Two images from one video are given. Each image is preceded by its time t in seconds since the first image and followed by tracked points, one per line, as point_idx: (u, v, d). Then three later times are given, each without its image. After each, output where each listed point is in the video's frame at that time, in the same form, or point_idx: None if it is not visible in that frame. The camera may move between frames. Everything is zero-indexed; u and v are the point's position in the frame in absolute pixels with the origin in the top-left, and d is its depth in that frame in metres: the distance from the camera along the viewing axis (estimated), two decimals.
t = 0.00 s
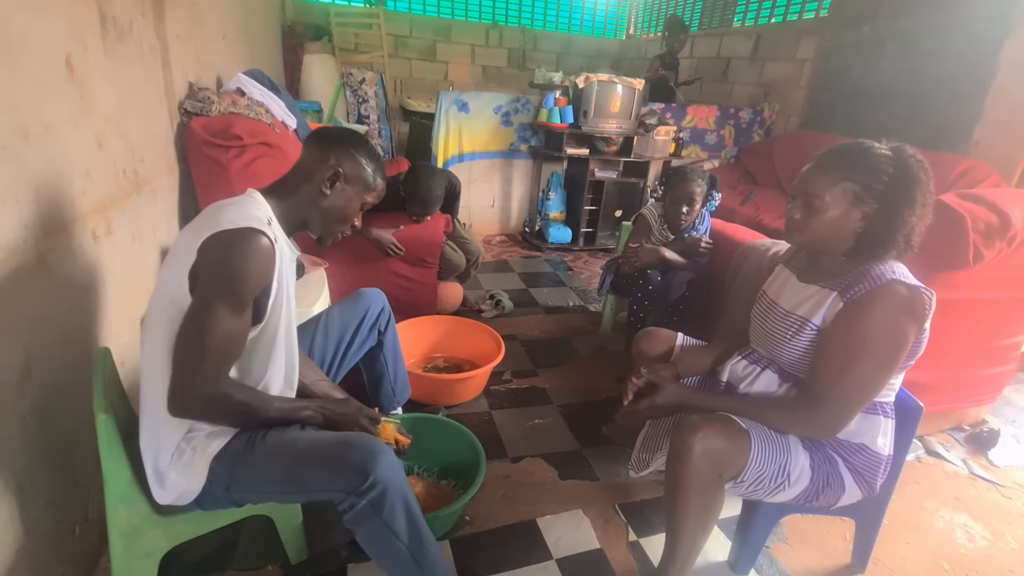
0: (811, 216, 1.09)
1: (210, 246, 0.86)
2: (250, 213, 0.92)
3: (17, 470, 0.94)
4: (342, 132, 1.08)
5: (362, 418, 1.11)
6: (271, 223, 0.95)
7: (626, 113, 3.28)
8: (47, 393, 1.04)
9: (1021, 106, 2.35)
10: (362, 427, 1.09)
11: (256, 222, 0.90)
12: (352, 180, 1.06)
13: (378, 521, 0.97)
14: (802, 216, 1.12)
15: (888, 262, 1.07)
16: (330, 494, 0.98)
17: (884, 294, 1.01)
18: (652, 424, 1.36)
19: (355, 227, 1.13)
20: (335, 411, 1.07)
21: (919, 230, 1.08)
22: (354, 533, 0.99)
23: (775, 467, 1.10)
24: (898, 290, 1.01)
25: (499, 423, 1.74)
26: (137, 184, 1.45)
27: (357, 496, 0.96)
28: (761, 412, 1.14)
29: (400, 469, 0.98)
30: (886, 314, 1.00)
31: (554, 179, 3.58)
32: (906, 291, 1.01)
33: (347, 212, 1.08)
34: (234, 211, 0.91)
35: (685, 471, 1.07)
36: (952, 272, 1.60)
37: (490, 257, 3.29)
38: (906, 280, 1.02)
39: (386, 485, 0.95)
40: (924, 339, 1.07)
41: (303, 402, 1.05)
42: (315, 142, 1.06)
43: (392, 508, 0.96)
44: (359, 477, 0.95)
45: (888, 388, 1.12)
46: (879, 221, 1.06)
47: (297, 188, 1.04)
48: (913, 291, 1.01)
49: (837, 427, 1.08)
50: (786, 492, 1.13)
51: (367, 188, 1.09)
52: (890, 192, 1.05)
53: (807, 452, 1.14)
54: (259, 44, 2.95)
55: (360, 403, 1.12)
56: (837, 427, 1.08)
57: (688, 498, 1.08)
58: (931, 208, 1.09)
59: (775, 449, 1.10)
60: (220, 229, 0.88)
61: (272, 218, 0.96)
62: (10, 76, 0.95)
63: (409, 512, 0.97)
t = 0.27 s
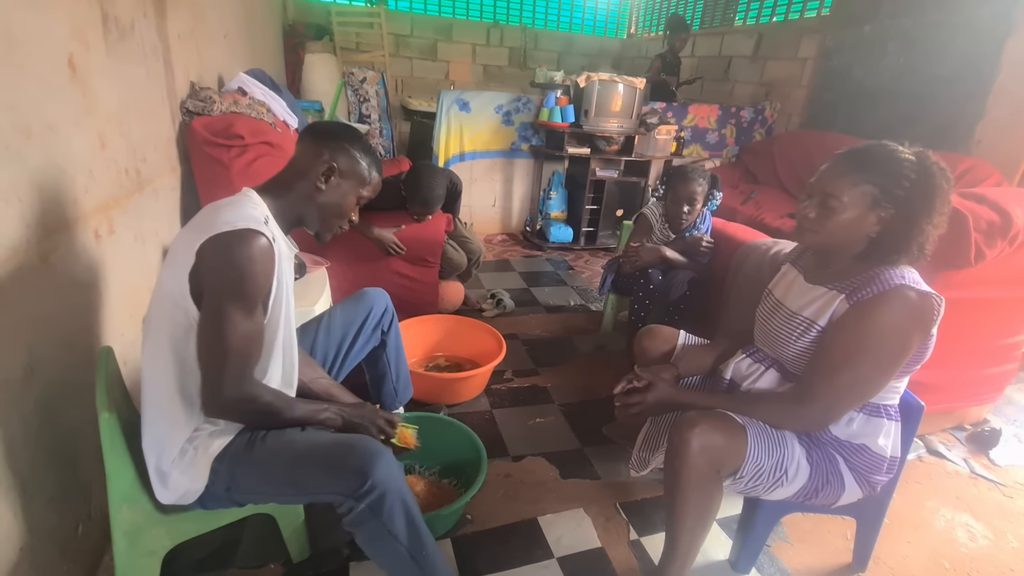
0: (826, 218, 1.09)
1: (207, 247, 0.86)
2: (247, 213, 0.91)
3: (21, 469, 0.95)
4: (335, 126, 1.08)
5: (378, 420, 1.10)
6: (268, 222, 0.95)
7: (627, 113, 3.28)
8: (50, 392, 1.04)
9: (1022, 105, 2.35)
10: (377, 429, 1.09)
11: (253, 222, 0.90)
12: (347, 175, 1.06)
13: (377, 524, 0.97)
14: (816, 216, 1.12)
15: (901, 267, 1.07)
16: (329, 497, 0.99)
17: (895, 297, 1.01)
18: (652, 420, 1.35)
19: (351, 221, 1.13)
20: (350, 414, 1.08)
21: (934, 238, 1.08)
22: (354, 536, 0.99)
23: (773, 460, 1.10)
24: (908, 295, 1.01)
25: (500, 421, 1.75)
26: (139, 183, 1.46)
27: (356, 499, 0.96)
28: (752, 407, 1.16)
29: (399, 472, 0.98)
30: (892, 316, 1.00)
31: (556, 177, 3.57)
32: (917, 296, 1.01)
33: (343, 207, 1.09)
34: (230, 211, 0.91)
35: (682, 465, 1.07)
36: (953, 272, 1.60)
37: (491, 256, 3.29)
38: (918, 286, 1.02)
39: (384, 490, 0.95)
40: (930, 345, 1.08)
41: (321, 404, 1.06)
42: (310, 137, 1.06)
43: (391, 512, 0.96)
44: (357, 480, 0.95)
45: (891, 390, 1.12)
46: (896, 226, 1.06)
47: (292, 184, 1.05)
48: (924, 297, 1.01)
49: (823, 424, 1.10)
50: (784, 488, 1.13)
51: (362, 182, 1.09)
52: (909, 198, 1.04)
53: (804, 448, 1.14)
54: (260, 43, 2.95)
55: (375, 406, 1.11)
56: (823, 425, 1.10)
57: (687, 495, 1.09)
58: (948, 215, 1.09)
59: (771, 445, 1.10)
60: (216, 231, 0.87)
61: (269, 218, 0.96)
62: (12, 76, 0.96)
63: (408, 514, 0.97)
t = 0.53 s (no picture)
0: (828, 217, 1.09)
1: (206, 245, 0.87)
2: (246, 213, 0.92)
3: (25, 467, 0.95)
4: (337, 127, 1.08)
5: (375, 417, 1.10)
6: (268, 222, 0.95)
7: (629, 112, 3.28)
8: (54, 391, 1.05)
9: None
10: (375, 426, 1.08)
11: (251, 222, 0.90)
12: (349, 176, 1.06)
13: (381, 520, 0.97)
14: (818, 214, 1.11)
15: (899, 267, 1.08)
16: (334, 493, 0.99)
17: (891, 294, 1.00)
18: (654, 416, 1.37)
19: (354, 223, 1.13)
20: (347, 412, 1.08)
21: (933, 241, 1.09)
22: (357, 532, 0.99)
23: (767, 453, 1.10)
24: (904, 293, 1.00)
25: (501, 421, 1.75)
26: (142, 184, 1.46)
27: (360, 494, 0.96)
28: (749, 404, 1.16)
29: (403, 469, 0.98)
30: (889, 313, 1.00)
31: (558, 177, 3.55)
32: (912, 294, 1.01)
33: (346, 210, 1.09)
34: (230, 211, 0.91)
35: (677, 460, 1.07)
36: (956, 271, 1.60)
37: (493, 256, 3.29)
38: (915, 284, 1.02)
39: (388, 485, 0.95)
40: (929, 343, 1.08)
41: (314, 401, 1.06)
42: (314, 139, 1.06)
43: (394, 508, 0.97)
44: (362, 476, 0.95)
45: (892, 390, 1.12)
46: (896, 228, 1.07)
47: (294, 185, 1.05)
48: (920, 294, 1.01)
49: (820, 421, 1.10)
50: (781, 484, 1.12)
51: (365, 185, 1.09)
52: (911, 201, 1.05)
53: (801, 445, 1.14)
54: (262, 43, 2.96)
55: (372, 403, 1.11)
56: (820, 423, 1.10)
57: (684, 489, 1.09)
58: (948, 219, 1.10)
59: (765, 440, 1.11)
60: (216, 230, 0.88)
61: (269, 218, 0.97)
62: (16, 77, 0.96)
63: (411, 511, 0.98)
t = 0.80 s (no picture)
0: (822, 214, 1.09)
1: (209, 244, 0.87)
2: (248, 211, 0.92)
3: (29, 466, 0.95)
4: (336, 125, 1.08)
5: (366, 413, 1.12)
6: (270, 220, 0.95)
7: (631, 112, 3.28)
8: (58, 390, 1.05)
9: None
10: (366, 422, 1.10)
11: (254, 220, 0.91)
12: (349, 173, 1.07)
13: (384, 519, 0.97)
14: (813, 211, 1.11)
15: (892, 265, 1.08)
16: (337, 492, 0.99)
17: (881, 292, 1.00)
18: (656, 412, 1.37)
19: (354, 221, 1.14)
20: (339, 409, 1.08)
21: (927, 241, 1.09)
22: (360, 531, 0.99)
23: (764, 450, 1.10)
24: (896, 290, 1.00)
25: (503, 420, 1.75)
26: (145, 183, 1.47)
27: (363, 494, 0.97)
28: (746, 401, 1.15)
29: (406, 468, 0.99)
30: (879, 311, 1.00)
31: (559, 177, 3.52)
32: (904, 292, 1.00)
33: (346, 205, 1.09)
34: (233, 209, 0.92)
35: (674, 455, 1.07)
36: (960, 270, 1.59)
37: (495, 255, 3.29)
38: (907, 283, 1.02)
39: (391, 484, 0.95)
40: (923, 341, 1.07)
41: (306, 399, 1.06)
42: (313, 136, 1.06)
43: (397, 507, 0.97)
44: (365, 474, 0.96)
45: (892, 388, 1.11)
46: (889, 227, 1.06)
47: (294, 182, 1.05)
48: (912, 292, 1.01)
49: (807, 417, 1.11)
50: (779, 481, 1.12)
51: (365, 181, 1.09)
52: (905, 199, 1.04)
53: (797, 441, 1.14)
54: (265, 43, 2.96)
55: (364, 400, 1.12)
56: (807, 419, 1.11)
57: (682, 486, 1.09)
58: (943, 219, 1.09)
59: (762, 436, 1.11)
60: (219, 228, 0.88)
61: (270, 216, 0.97)
62: (20, 77, 0.97)
63: (414, 510, 0.98)
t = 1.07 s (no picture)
0: (820, 209, 1.09)
1: (209, 245, 0.87)
2: (246, 212, 0.92)
3: (33, 464, 0.96)
4: (337, 123, 1.09)
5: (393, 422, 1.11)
6: (268, 220, 0.95)
7: (633, 111, 3.27)
8: (61, 389, 1.06)
9: None
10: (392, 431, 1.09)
11: (252, 221, 0.90)
12: (347, 171, 1.07)
13: (383, 520, 0.97)
14: (810, 207, 1.11)
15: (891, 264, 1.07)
16: (336, 494, 0.99)
17: (881, 291, 1.00)
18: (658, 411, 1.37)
19: (352, 219, 1.14)
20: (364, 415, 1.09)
21: (925, 242, 1.08)
22: (359, 532, 0.99)
23: (769, 451, 1.10)
24: (895, 289, 1.00)
25: (505, 420, 1.75)
26: (148, 183, 1.47)
27: (361, 496, 0.97)
28: (750, 402, 1.15)
29: (405, 470, 0.99)
30: (878, 311, 0.99)
31: (562, 176, 3.53)
32: (903, 291, 1.00)
33: (344, 203, 1.09)
34: (231, 210, 0.92)
35: (679, 458, 1.07)
36: (963, 270, 1.59)
37: (497, 255, 3.29)
38: (906, 281, 1.01)
39: (389, 486, 0.95)
40: (924, 340, 1.07)
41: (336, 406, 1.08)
42: (311, 134, 1.07)
43: (396, 509, 0.97)
44: (363, 477, 0.96)
45: (894, 386, 1.11)
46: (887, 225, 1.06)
47: (293, 181, 1.05)
48: (911, 291, 1.00)
49: (809, 417, 1.10)
50: (784, 483, 1.12)
51: (362, 179, 1.09)
52: (902, 198, 1.04)
53: (802, 441, 1.14)
54: (268, 43, 2.97)
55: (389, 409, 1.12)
56: (808, 420, 1.11)
57: (687, 489, 1.08)
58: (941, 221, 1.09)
59: (767, 438, 1.11)
60: (217, 229, 0.88)
61: (269, 215, 0.97)
62: (24, 76, 0.97)
63: (412, 512, 0.98)
